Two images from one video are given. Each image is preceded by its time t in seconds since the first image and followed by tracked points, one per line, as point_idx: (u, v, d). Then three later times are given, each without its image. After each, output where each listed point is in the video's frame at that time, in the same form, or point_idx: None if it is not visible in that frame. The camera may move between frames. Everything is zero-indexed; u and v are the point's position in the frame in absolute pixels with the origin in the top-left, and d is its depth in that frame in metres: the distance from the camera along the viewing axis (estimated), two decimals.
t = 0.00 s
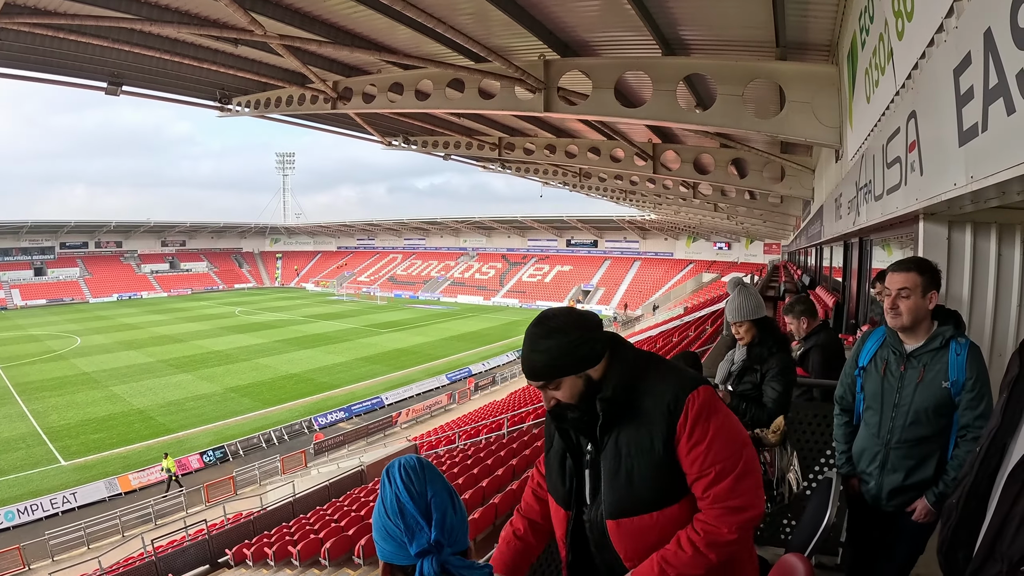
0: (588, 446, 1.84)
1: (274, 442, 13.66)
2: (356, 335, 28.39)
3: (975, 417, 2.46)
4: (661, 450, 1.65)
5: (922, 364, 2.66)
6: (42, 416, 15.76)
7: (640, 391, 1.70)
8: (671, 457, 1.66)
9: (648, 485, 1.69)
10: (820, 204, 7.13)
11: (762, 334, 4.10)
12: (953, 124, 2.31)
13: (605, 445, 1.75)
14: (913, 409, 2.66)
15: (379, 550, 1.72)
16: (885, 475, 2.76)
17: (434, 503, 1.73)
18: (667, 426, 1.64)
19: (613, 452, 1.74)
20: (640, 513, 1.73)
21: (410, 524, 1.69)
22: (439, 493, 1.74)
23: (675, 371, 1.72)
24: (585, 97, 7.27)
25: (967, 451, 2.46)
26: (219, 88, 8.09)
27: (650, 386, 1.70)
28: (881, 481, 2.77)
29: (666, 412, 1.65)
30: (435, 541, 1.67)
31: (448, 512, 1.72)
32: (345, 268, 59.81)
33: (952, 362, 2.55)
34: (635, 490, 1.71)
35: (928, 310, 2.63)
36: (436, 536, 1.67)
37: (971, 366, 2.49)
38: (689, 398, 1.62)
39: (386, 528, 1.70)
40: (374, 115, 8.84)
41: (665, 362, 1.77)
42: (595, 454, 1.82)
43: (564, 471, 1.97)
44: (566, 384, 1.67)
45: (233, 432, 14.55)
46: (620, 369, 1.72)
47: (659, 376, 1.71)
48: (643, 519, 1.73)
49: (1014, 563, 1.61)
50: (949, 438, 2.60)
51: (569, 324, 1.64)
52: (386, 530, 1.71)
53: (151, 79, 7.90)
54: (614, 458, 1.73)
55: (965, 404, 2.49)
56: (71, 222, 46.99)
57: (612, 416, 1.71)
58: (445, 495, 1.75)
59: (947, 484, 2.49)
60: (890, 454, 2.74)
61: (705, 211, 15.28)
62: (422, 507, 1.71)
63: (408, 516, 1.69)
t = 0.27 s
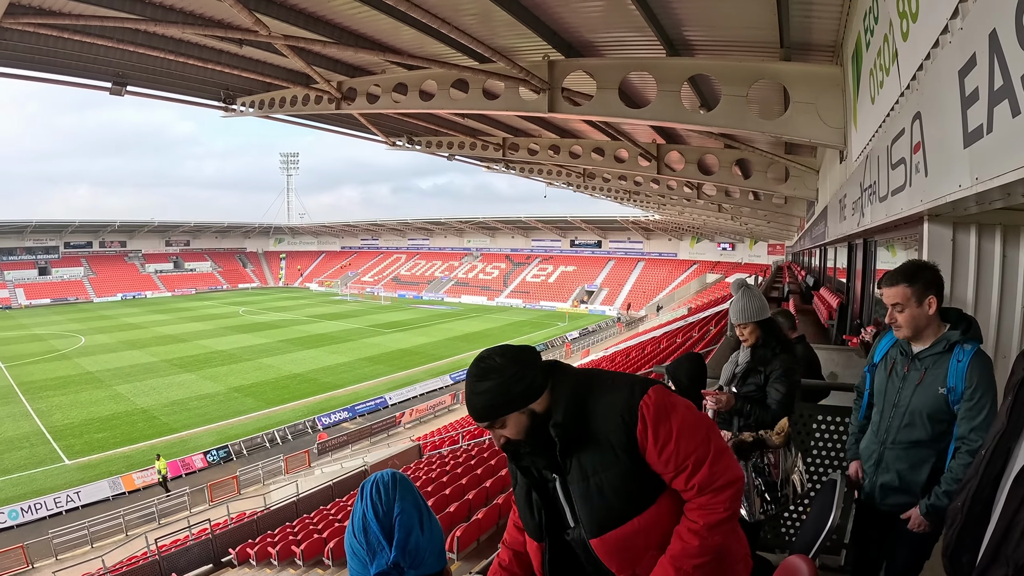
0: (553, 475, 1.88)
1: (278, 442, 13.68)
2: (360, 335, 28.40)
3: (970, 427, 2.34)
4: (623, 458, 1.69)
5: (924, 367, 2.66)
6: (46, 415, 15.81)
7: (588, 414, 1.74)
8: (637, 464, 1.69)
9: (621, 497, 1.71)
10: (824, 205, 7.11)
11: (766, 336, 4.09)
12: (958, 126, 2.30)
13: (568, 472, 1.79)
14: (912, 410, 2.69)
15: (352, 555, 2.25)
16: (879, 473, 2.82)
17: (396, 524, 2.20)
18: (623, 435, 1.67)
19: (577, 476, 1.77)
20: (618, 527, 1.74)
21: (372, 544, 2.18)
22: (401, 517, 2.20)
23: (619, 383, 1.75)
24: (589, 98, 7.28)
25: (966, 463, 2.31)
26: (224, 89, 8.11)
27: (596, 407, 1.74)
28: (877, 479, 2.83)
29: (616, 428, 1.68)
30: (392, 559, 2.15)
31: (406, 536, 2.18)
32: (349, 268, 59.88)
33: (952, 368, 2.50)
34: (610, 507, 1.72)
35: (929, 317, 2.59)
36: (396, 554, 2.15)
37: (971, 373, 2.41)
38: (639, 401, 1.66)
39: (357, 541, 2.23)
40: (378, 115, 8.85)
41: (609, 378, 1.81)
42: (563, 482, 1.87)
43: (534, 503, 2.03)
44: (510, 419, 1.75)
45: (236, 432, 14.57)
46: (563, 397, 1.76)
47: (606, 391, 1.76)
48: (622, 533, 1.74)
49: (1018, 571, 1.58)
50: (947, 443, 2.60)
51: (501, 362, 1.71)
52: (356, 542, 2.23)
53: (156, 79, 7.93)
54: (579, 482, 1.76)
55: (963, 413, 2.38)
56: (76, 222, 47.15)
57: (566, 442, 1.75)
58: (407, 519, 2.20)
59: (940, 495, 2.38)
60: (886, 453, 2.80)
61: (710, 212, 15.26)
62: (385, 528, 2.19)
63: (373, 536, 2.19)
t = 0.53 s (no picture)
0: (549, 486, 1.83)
1: (285, 441, 13.71)
2: (368, 334, 28.43)
3: (972, 438, 2.31)
4: (614, 469, 1.62)
5: (929, 373, 2.65)
6: (55, 413, 15.89)
7: (576, 426, 1.69)
8: (629, 475, 1.62)
9: (613, 510, 1.64)
10: (833, 206, 7.06)
11: (775, 337, 4.08)
12: (969, 126, 2.27)
13: (561, 483, 1.74)
14: (915, 417, 2.71)
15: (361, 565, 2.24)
16: (884, 479, 2.84)
17: (409, 531, 2.23)
18: (614, 444, 1.62)
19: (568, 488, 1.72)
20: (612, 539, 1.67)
21: (386, 551, 2.19)
22: (414, 525, 2.24)
23: (609, 394, 1.69)
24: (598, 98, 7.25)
25: (968, 473, 2.28)
26: (233, 89, 8.14)
27: (584, 420, 1.69)
28: (882, 484, 2.84)
29: (606, 440, 1.62)
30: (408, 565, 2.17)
31: (420, 542, 2.21)
32: (357, 268, 60.00)
33: (955, 378, 2.46)
34: (602, 519, 1.66)
35: (933, 327, 2.53)
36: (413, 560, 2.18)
37: (972, 382, 2.37)
38: (630, 408, 1.60)
39: (367, 550, 2.22)
40: (386, 115, 8.86)
41: (598, 387, 1.74)
42: (559, 494, 1.82)
43: (535, 513, 1.99)
44: (501, 433, 1.72)
45: (244, 431, 14.62)
46: (552, 409, 1.72)
47: (598, 399, 1.70)
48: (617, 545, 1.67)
49: None
50: (951, 451, 2.60)
51: (488, 381, 1.67)
52: (367, 551, 2.22)
53: (166, 79, 7.96)
54: (572, 495, 1.70)
55: (965, 423, 2.34)
56: (85, 221, 47.43)
57: (558, 455, 1.70)
58: (418, 525, 2.24)
59: (941, 504, 2.36)
60: (891, 459, 2.81)
61: (719, 212, 15.19)
62: (399, 535, 2.21)
63: (387, 544, 2.20)
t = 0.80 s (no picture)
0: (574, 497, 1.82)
1: (296, 439, 13.76)
2: (378, 333, 28.48)
3: (980, 434, 2.30)
4: (636, 488, 1.60)
5: (933, 373, 2.64)
6: (67, 410, 16.00)
7: (598, 443, 1.67)
8: (649, 493, 1.59)
9: (634, 526, 1.64)
10: (845, 206, 7.02)
11: (788, 338, 4.05)
12: (984, 125, 2.25)
13: (584, 496, 1.74)
14: (922, 418, 2.68)
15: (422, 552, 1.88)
16: (893, 482, 2.80)
17: (479, 517, 1.88)
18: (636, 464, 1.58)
19: (591, 501, 1.72)
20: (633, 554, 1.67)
21: (455, 538, 1.83)
22: (484, 508, 1.89)
23: (631, 410, 1.63)
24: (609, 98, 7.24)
25: (978, 470, 2.26)
26: (247, 88, 8.17)
27: (605, 438, 1.65)
28: (891, 488, 2.80)
29: (627, 461, 1.59)
30: (480, 553, 1.83)
31: (491, 527, 1.88)
32: (367, 267, 60.15)
33: (960, 374, 2.45)
34: (624, 534, 1.66)
35: (937, 325, 2.55)
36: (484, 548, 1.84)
37: (978, 379, 2.36)
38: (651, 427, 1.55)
39: (431, 536, 1.85)
40: (398, 114, 8.87)
41: (620, 400, 1.69)
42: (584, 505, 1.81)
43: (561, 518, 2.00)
44: (527, 454, 1.68)
45: (256, 429, 14.69)
46: (575, 426, 1.68)
47: (620, 414, 1.65)
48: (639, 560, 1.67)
49: None
50: (960, 449, 2.58)
51: (510, 406, 1.60)
52: (430, 536, 1.86)
53: (179, 79, 8.00)
54: (596, 509, 1.70)
55: (972, 420, 2.34)
56: (98, 220, 47.77)
57: (580, 471, 1.69)
58: (487, 509, 1.90)
59: (953, 502, 2.34)
60: (899, 462, 2.78)
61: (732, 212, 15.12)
62: (469, 521, 1.85)
63: (456, 529, 1.84)
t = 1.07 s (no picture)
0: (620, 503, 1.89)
1: (310, 437, 13.84)
2: (391, 332, 28.54)
3: (1002, 427, 2.29)
4: (689, 497, 1.67)
5: (948, 371, 2.61)
6: (82, 406, 16.16)
7: (651, 454, 1.72)
8: (700, 503, 1.67)
9: (683, 534, 1.72)
10: (860, 207, 6.97)
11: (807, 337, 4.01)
12: (1001, 124, 2.21)
13: (632, 503, 1.81)
14: (940, 417, 2.63)
15: (494, 546, 1.43)
16: (913, 485, 2.71)
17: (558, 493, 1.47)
18: (691, 475, 1.65)
19: (639, 508, 1.79)
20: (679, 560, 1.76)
21: (537, 521, 1.41)
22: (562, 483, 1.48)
23: (686, 422, 1.69)
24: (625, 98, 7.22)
25: (1003, 463, 2.24)
26: (262, 88, 8.21)
27: (658, 449, 1.71)
28: (910, 491, 2.71)
29: (682, 473, 1.66)
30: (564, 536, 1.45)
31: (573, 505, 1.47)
32: (381, 267, 60.30)
33: (977, 370, 2.45)
34: (672, 542, 1.73)
35: (945, 322, 2.55)
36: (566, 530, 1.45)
37: (995, 374, 2.36)
38: (709, 439, 1.61)
39: (504, 523, 1.41)
40: (413, 113, 8.89)
41: (671, 411, 1.74)
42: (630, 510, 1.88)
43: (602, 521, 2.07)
44: (581, 468, 1.71)
45: (270, 426, 14.79)
46: (626, 438, 1.72)
47: (671, 426, 1.71)
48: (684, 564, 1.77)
49: None
50: (978, 446, 2.54)
51: (559, 422, 1.59)
52: (505, 524, 1.41)
53: (194, 79, 8.05)
54: (643, 515, 1.77)
55: (992, 415, 2.33)
56: (113, 218, 48.23)
57: (631, 479, 1.76)
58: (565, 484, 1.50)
59: (976, 496, 2.31)
60: (918, 463, 2.71)
61: (749, 213, 15.02)
62: (550, 499, 1.44)
63: (539, 512, 1.41)
